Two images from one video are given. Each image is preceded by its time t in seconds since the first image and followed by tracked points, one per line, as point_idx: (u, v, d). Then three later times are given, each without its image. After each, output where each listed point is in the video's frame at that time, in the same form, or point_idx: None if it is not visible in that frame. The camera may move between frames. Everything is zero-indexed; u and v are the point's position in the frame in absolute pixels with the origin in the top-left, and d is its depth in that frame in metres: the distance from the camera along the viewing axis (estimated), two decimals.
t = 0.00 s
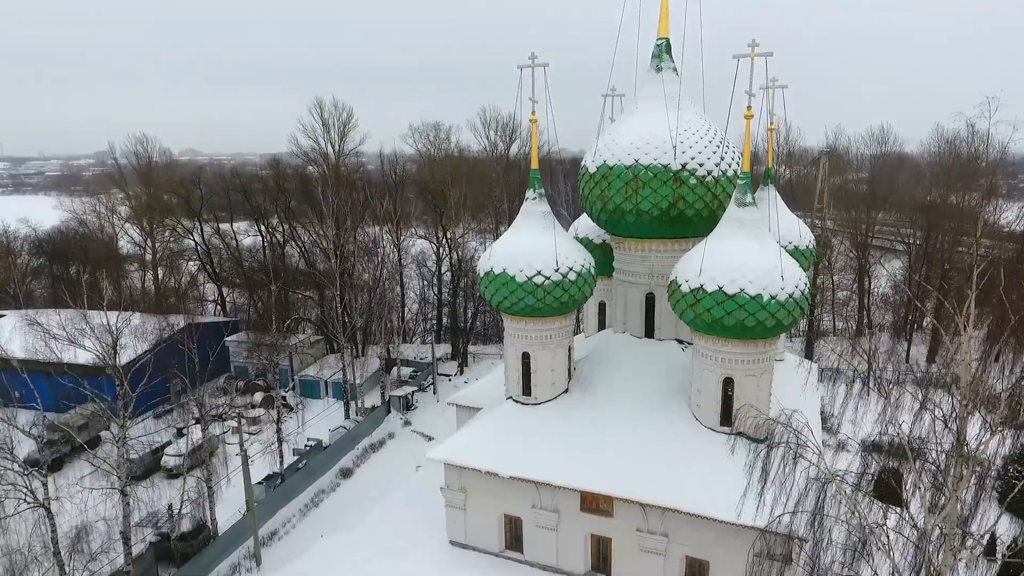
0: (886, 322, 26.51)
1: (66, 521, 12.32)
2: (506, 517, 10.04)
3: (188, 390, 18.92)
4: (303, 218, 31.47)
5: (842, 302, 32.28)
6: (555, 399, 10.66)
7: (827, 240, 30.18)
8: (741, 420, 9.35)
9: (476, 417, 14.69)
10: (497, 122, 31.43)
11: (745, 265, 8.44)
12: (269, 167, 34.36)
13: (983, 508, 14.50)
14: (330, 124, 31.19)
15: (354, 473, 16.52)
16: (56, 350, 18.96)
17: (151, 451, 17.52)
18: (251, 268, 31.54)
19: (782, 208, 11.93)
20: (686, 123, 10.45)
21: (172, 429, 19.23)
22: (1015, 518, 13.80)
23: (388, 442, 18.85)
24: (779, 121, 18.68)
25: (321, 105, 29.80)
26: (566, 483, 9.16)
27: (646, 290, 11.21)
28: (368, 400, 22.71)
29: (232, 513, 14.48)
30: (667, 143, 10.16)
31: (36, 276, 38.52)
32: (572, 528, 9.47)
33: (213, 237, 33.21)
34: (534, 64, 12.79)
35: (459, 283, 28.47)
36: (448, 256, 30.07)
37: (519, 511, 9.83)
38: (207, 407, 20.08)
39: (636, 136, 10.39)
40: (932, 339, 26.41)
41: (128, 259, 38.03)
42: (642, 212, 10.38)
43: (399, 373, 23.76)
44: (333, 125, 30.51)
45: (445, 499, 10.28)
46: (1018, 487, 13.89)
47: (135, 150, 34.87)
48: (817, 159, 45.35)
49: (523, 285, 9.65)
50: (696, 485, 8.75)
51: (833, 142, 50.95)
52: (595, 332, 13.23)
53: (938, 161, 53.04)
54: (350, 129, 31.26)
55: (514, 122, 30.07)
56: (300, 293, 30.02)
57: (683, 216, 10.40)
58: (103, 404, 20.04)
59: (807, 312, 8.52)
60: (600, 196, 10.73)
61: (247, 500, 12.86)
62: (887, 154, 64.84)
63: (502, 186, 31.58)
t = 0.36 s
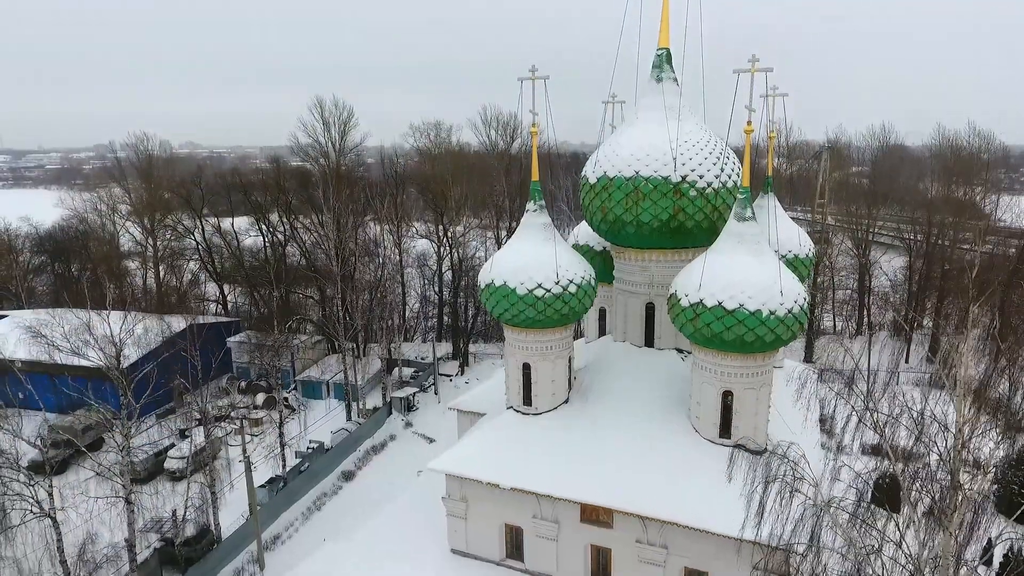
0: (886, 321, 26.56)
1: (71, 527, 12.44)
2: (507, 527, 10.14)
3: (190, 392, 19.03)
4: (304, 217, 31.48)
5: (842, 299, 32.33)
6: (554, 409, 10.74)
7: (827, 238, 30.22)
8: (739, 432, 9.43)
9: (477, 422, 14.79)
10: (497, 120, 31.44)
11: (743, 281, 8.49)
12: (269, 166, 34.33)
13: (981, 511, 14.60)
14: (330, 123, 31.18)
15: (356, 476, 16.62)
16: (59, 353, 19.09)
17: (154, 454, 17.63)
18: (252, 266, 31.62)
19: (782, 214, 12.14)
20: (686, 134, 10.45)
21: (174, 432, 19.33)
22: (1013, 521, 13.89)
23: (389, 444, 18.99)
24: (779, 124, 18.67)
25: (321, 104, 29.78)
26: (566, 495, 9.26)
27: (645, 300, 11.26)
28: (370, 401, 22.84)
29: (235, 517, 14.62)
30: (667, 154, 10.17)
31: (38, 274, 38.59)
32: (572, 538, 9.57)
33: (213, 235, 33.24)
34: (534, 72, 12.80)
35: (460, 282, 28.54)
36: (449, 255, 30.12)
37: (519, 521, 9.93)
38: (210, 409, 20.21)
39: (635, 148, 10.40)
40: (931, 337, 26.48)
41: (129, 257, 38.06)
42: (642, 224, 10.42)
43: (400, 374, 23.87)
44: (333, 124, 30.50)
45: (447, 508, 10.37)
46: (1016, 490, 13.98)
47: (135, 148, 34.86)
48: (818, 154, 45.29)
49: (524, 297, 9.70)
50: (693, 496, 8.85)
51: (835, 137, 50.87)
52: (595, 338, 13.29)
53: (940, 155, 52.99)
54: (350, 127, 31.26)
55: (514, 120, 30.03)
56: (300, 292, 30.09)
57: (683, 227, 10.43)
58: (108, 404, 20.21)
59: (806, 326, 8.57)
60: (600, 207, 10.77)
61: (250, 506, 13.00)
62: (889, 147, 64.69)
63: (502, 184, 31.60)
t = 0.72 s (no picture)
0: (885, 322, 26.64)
1: (75, 532, 12.57)
2: (508, 536, 10.25)
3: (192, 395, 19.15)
4: (304, 216, 31.50)
5: (842, 298, 32.41)
6: (555, 419, 10.83)
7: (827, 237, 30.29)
8: (738, 445, 9.51)
9: (478, 427, 14.88)
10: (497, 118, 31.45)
11: (742, 297, 8.54)
12: (269, 164, 34.31)
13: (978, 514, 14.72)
14: (330, 121, 31.15)
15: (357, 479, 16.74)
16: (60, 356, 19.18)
17: (156, 457, 17.73)
18: (253, 265, 31.66)
19: (779, 223, 12.35)
20: (686, 145, 10.46)
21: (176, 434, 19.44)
22: (1009, 525, 14.00)
23: (390, 446, 19.13)
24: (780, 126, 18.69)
25: (321, 103, 29.76)
26: (566, 506, 9.36)
27: (645, 309, 11.33)
28: (371, 402, 22.97)
29: (238, 521, 14.76)
30: (666, 166, 10.20)
31: (39, 272, 38.66)
32: (572, 548, 9.68)
33: (214, 234, 33.27)
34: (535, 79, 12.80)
35: (460, 281, 28.62)
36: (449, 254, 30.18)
37: (520, 531, 10.04)
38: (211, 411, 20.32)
39: (636, 160, 10.43)
40: (930, 338, 26.58)
41: (129, 255, 38.08)
42: (642, 235, 10.47)
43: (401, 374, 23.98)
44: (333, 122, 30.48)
45: (448, 518, 10.49)
46: (1013, 494, 14.08)
47: (135, 147, 34.85)
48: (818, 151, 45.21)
49: (525, 310, 9.76)
50: (692, 507, 8.94)
51: (835, 133, 50.75)
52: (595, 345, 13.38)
53: (940, 150, 52.91)
54: (350, 126, 31.25)
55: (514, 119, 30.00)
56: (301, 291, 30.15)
57: (682, 239, 10.48)
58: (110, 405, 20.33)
59: (803, 341, 8.63)
60: (601, 217, 10.82)
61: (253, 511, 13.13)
62: (890, 143, 64.57)
63: (502, 183, 31.61)
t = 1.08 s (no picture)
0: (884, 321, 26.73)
1: (82, 537, 12.72)
2: (509, 544, 10.37)
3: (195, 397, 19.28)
4: (305, 215, 31.55)
5: (842, 296, 32.48)
6: (555, 428, 10.94)
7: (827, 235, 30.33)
8: (736, 456, 9.61)
9: (479, 432, 15.00)
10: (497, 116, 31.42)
11: (740, 312, 8.62)
12: (269, 163, 34.36)
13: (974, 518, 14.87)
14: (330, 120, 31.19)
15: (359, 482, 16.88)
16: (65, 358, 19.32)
17: (160, 459, 17.88)
18: (254, 264, 31.75)
19: (780, 231, 12.36)
20: (686, 157, 10.50)
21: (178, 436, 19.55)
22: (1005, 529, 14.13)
23: (392, 448, 19.29)
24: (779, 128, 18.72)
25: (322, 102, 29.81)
26: (567, 516, 9.48)
27: (645, 319, 11.41)
28: (372, 403, 23.09)
29: (242, 525, 14.91)
30: (666, 178, 10.27)
31: (40, 270, 38.79)
32: (572, 557, 9.80)
33: (214, 232, 33.36)
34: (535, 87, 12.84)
35: (460, 281, 28.74)
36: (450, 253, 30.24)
37: (520, 539, 10.16)
38: (214, 412, 20.47)
39: (635, 172, 10.48)
40: (929, 337, 26.69)
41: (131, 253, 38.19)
42: (642, 246, 10.53)
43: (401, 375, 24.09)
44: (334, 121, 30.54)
45: (450, 525, 10.62)
46: (1009, 498, 14.21)
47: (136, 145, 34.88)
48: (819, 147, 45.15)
49: (526, 321, 9.85)
50: (691, 517, 9.06)
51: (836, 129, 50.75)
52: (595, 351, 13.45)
53: (941, 145, 52.80)
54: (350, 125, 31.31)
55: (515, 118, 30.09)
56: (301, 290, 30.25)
57: (682, 250, 10.54)
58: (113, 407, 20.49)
59: (801, 355, 8.71)
60: (601, 228, 10.88)
61: (255, 516, 13.27)
62: (891, 138, 64.41)
63: (503, 182, 31.64)
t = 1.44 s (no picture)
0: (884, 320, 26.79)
1: (87, 541, 12.86)
2: (510, 552, 10.50)
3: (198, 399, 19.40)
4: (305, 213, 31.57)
5: (842, 294, 32.56)
6: (555, 436, 11.06)
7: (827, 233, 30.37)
8: (734, 466, 9.71)
9: (480, 435, 15.14)
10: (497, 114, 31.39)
11: (738, 325, 8.70)
12: (269, 160, 34.31)
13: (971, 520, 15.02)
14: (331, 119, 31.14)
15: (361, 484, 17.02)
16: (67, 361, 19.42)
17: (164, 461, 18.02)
18: (255, 263, 31.84)
19: (779, 239, 12.45)
20: (686, 168, 10.54)
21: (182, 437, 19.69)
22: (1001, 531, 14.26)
23: (394, 449, 19.43)
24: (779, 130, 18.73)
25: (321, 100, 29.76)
26: (567, 527, 9.61)
27: (645, 327, 11.50)
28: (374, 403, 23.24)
29: (245, 528, 15.07)
30: (666, 190, 10.32)
31: (42, 267, 38.92)
32: (572, 565, 9.94)
33: (215, 231, 33.41)
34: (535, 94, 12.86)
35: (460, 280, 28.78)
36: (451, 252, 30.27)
37: (520, 547, 10.29)
38: (217, 413, 20.59)
39: (635, 183, 10.54)
40: (929, 336, 26.73)
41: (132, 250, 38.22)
42: (642, 257, 10.60)
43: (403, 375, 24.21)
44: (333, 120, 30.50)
45: (451, 533, 10.75)
46: (1005, 501, 14.35)
47: (136, 143, 34.86)
48: (820, 142, 44.99)
49: (526, 333, 9.94)
50: (689, 527, 9.18)
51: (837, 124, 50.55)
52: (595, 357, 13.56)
53: (943, 139, 52.66)
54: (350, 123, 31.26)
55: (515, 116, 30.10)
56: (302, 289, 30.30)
57: (682, 261, 10.61)
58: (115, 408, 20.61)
59: (800, 368, 8.80)
60: (601, 238, 10.94)
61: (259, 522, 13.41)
62: (893, 131, 64.17)
63: (503, 180, 31.66)
